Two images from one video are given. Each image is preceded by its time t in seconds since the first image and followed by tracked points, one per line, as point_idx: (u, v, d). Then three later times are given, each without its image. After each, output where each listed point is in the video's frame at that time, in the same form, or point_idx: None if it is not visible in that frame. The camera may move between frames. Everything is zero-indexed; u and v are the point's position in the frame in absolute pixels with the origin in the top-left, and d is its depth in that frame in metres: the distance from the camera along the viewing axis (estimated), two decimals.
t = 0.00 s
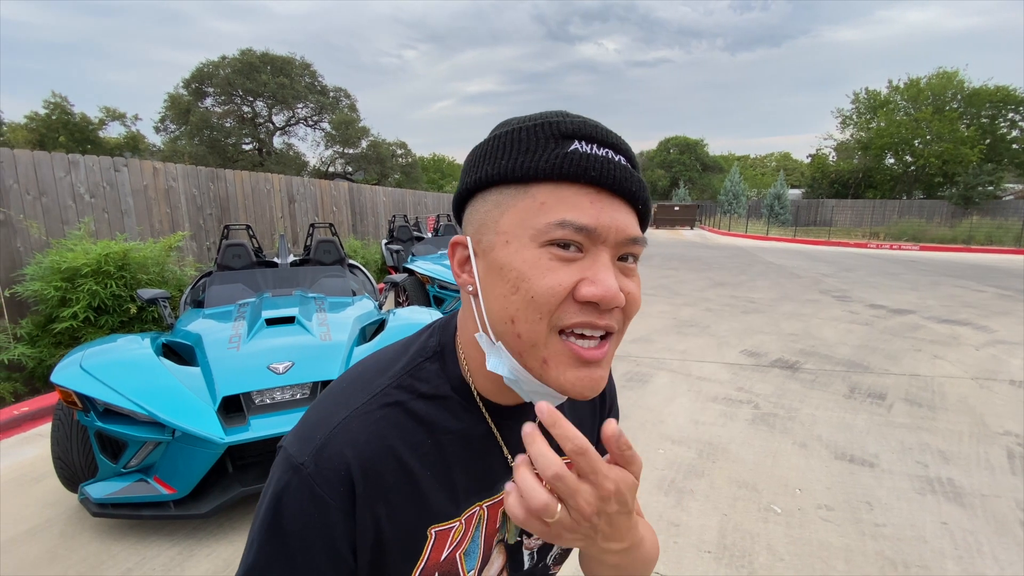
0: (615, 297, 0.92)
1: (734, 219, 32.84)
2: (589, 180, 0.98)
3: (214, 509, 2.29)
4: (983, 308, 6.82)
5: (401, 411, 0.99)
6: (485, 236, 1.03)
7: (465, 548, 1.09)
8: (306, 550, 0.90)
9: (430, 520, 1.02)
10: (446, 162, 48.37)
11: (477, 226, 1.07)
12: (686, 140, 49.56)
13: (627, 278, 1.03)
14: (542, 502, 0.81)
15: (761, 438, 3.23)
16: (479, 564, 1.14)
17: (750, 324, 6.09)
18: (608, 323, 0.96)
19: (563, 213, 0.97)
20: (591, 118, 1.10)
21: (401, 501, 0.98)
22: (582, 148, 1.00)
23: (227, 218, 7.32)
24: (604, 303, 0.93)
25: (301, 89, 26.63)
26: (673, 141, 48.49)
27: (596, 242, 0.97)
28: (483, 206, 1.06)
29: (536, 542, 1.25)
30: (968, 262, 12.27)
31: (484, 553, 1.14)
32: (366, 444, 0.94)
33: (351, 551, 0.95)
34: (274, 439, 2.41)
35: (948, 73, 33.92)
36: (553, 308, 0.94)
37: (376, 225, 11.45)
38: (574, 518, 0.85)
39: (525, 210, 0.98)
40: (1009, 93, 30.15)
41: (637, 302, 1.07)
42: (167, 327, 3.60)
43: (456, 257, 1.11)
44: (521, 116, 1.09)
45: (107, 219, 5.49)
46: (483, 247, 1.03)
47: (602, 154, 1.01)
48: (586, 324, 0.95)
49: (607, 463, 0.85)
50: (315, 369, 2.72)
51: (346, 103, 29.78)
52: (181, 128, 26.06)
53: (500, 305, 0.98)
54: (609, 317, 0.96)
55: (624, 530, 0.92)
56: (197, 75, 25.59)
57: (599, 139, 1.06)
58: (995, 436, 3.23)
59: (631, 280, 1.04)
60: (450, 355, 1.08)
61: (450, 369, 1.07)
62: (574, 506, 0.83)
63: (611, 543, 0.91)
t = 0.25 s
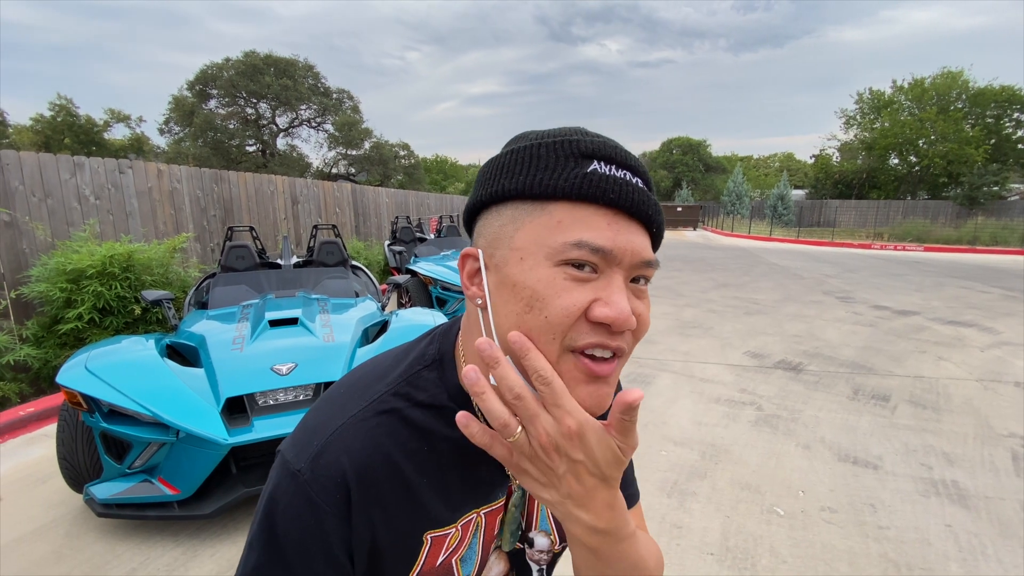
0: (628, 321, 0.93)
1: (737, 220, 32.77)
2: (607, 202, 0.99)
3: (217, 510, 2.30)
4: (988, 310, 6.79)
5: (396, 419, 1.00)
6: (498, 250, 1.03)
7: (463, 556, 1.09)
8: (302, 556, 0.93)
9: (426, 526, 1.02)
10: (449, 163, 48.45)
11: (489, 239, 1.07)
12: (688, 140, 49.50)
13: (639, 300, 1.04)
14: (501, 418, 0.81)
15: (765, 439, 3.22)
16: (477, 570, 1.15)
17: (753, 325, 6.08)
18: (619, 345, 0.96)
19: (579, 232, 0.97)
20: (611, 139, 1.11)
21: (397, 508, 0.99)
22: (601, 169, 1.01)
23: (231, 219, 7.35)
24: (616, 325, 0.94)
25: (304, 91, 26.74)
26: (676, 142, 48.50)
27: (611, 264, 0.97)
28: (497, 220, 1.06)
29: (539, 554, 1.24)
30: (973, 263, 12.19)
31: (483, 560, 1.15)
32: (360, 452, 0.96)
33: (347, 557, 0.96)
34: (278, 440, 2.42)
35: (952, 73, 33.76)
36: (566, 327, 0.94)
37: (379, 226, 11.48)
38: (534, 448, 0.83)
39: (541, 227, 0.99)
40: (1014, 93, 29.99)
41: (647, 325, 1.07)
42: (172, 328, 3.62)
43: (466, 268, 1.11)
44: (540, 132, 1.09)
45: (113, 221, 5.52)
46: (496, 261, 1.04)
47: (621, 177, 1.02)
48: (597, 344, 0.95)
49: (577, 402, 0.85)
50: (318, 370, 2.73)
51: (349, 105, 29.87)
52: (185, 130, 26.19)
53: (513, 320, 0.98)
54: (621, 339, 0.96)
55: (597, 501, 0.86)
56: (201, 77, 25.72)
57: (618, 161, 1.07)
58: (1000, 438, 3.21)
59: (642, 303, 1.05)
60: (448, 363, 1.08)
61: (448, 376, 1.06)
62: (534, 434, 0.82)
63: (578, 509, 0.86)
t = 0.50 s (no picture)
0: (622, 319, 0.92)
1: (739, 220, 32.73)
2: (600, 199, 0.99)
3: (221, 510, 2.31)
4: (991, 310, 6.77)
5: (395, 422, 1.00)
6: (493, 250, 1.04)
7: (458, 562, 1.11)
8: (297, 558, 0.93)
9: (423, 532, 1.03)
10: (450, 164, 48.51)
11: (485, 238, 1.08)
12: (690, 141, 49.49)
13: (636, 301, 1.03)
14: (529, 483, 0.81)
15: (767, 440, 3.22)
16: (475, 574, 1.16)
17: (755, 326, 6.08)
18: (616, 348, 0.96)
19: (572, 231, 0.98)
20: (606, 137, 1.12)
21: (394, 512, 0.99)
22: (594, 167, 1.02)
23: (234, 220, 7.38)
24: (610, 325, 0.93)
25: (306, 92, 26.81)
26: (678, 142, 48.47)
27: (605, 261, 0.98)
28: (492, 219, 1.08)
29: (536, 561, 1.20)
30: (976, 264, 12.16)
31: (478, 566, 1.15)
32: (359, 455, 0.96)
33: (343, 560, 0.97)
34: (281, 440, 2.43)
35: (955, 73, 33.68)
36: (560, 328, 0.94)
37: (380, 227, 11.50)
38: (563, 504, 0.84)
39: (534, 226, 1.00)
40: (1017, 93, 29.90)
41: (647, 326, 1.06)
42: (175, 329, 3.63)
43: (464, 270, 1.12)
44: (534, 132, 1.11)
45: (116, 222, 5.54)
46: (491, 261, 1.05)
47: (614, 173, 1.02)
48: (595, 346, 0.94)
49: (602, 454, 0.85)
50: (320, 371, 2.74)
51: (350, 106, 29.95)
52: (188, 131, 26.28)
53: (507, 320, 0.99)
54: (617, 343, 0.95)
55: (623, 542, 0.87)
56: (203, 79, 25.80)
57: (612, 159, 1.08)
58: (1003, 439, 3.20)
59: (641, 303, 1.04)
60: (448, 366, 1.09)
61: (448, 380, 1.07)
62: (562, 494, 0.83)
63: (606, 553, 0.87)
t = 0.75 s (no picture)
0: (623, 321, 0.92)
1: (739, 221, 32.72)
2: (602, 201, 0.99)
3: (223, 509, 2.32)
4: (992, 311, 6.76)
5: (398, 419, 1.01)
6: (495, 250, 1.05)
7: (466, 553, 1.10)
8: (304, 552, 0.94)
9: (427, 526, 1.03)
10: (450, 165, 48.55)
11: (487, 239, 1.08)
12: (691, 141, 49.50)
13: (637, 300, 1.03)
14: (496, 413, 0.82)
15: (768, 441, 3.22)
16: (480, 569, 1.15)
17: (756, 327, 6.07)
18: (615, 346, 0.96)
19: (573, 232, 0.98)
20: (609, 138, 1.12)
21: (398, 506, 0.99)
22: (597, 168, 1.02)
23: (235, 221, 7.39)
24: (611, 325, 0.93)
25: (307, 93, 26.85)
26: (678, 143, 48.49)
27: (606, 263, 0.98)
28: (494, 221, 1.08)
29: (543, 554, 1.21)
30: (977, 264, 12.15)
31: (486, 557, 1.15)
32: (362, 451, 0.97)
33: (348, 554, 0.98)
34: (283, 441, 2.44)
35: (956, 73, 33.66)
36: (559, 327, 0.94)
37: (381, 227, 11.51)
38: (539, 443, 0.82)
39: (535, 226, 1.00)
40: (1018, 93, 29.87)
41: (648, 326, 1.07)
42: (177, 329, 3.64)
43: (467, 269, 1.13)
44: (538, 132, 1.11)
45: (118, 223, 5.56)
46: (492, 261, 1.05)
47: (616, 175, 1.03)
48: (594, 346, 0.95)
49: (576, 393, 0.84)
50: (322, 371, 2.74)
51: (351, 107, 29.98)
52: (188, 133, 26.32)
53: (507, 319, 0.99)
54: (617, 342, 0.96)
55: (611, 492, 0.84)
56: (204, 80, 25.84)
57: (615, 160, 1.08)
58: (1005, 440, 3.20)
59: (642, 303, 1.05)
60: (451, 364, 1.09)
61: (449, 378, 1.07)
62: (534, 430, 0.81)
63: (593, 504, 0.84)
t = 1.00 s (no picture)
0: (610, 316, 0.93)
1: (739, 222, 32.73)
2: (589, 196, 1.00)
3: (224, 510, 2.32)
4: (992, 311, 6.77)
5: (395, 419, 1.01)
6: (485, 247, 1.05)
7: (464, 555, 1.11)
8: (303, 550, 0.95)
9: (425, 526, 1.03)
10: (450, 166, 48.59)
11: (479, 237, 1.09)
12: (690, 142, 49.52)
13: (629, 297, 1.03)
14: (519, 477, 0.82)
15: (768, 441, 3.23)
16: (477, 570, 1.15)
17: (756, 327, 6.08)
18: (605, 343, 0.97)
19: (561, 227, 0.98)
20: (599, 132, 1.12)
21: (395, 506, 1.00)
22: (585, 163, 1.02)
23: (235, 222, 7.40)
24: (599, 321, 0.94)
25: (307, 94, 26.87)
26: (678, 144, 48.53)
27: (594, 258, 0.98)
28: (486, 217, 1.09)
29: (540, 555, 1.23)
30: (977, 264, 12.15)
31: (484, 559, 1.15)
32: (360, 451, 0.97)
33: (347, 552, 0.98)
34: (284, 441, 2.45)
35: (955, 73, 33.68)
36: (547, 322, 0.94)
37: (381, 228, 11.52)
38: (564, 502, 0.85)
39: (524, 223, 1.01)
40: (1017, 94, 29.90)
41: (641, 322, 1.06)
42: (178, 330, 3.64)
43: (460, 267, 1.14)
44: (528, 129, 1.12)
45: (118, 224, 5.56)
46: (483, 258, 1.05)
47: (604, 169, 1.03)
48: (582, 342, 0.95)
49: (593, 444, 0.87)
50: (323, 372, 2.75)
51: (351, 108, 30.00)
52: (189, 134, 26.33)
53: (496, 315, 0.99)
54: (606, 338, 0.96)
55: (632, 532, 0.89)
56: (204, 81, 25.86)
57: (604, 156, 1.08)
58: (1005, 440, 3.21)
59: (634, 300, 1.05)
60: (449, 364, 1.09)
61: (447, 378, 1.07)
62: (559, 487, 0.84)
63: (618, 547, 0.89)
